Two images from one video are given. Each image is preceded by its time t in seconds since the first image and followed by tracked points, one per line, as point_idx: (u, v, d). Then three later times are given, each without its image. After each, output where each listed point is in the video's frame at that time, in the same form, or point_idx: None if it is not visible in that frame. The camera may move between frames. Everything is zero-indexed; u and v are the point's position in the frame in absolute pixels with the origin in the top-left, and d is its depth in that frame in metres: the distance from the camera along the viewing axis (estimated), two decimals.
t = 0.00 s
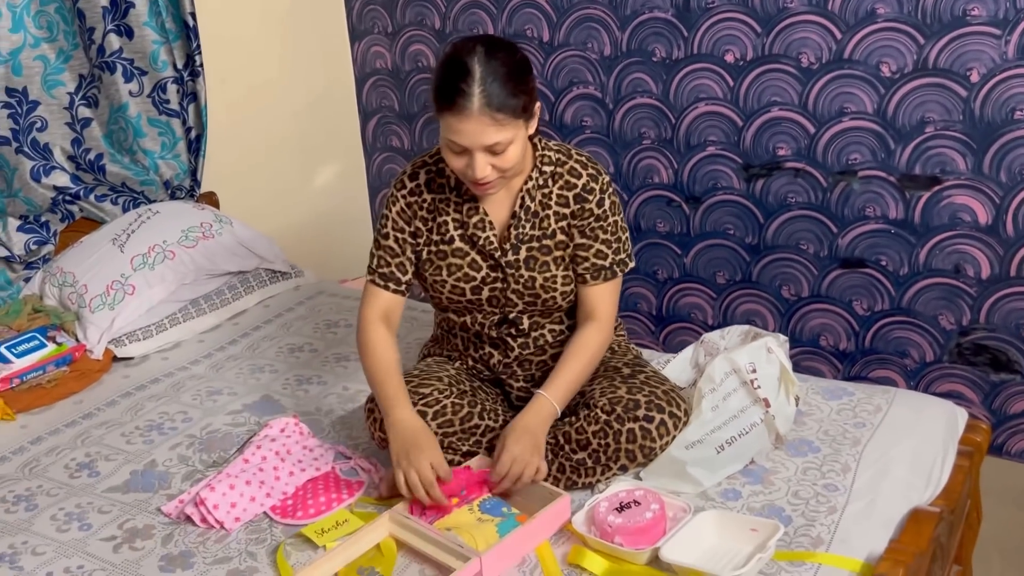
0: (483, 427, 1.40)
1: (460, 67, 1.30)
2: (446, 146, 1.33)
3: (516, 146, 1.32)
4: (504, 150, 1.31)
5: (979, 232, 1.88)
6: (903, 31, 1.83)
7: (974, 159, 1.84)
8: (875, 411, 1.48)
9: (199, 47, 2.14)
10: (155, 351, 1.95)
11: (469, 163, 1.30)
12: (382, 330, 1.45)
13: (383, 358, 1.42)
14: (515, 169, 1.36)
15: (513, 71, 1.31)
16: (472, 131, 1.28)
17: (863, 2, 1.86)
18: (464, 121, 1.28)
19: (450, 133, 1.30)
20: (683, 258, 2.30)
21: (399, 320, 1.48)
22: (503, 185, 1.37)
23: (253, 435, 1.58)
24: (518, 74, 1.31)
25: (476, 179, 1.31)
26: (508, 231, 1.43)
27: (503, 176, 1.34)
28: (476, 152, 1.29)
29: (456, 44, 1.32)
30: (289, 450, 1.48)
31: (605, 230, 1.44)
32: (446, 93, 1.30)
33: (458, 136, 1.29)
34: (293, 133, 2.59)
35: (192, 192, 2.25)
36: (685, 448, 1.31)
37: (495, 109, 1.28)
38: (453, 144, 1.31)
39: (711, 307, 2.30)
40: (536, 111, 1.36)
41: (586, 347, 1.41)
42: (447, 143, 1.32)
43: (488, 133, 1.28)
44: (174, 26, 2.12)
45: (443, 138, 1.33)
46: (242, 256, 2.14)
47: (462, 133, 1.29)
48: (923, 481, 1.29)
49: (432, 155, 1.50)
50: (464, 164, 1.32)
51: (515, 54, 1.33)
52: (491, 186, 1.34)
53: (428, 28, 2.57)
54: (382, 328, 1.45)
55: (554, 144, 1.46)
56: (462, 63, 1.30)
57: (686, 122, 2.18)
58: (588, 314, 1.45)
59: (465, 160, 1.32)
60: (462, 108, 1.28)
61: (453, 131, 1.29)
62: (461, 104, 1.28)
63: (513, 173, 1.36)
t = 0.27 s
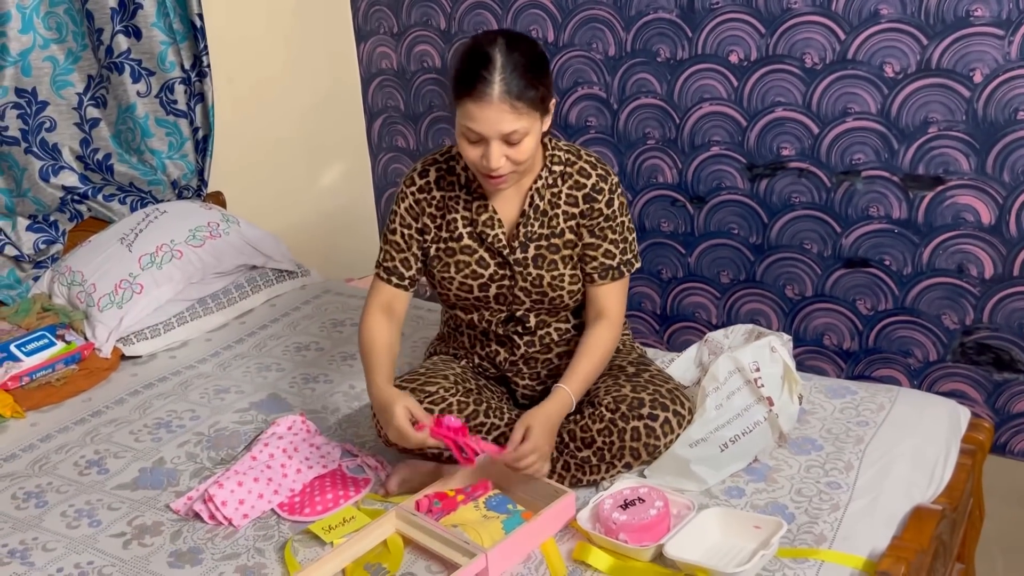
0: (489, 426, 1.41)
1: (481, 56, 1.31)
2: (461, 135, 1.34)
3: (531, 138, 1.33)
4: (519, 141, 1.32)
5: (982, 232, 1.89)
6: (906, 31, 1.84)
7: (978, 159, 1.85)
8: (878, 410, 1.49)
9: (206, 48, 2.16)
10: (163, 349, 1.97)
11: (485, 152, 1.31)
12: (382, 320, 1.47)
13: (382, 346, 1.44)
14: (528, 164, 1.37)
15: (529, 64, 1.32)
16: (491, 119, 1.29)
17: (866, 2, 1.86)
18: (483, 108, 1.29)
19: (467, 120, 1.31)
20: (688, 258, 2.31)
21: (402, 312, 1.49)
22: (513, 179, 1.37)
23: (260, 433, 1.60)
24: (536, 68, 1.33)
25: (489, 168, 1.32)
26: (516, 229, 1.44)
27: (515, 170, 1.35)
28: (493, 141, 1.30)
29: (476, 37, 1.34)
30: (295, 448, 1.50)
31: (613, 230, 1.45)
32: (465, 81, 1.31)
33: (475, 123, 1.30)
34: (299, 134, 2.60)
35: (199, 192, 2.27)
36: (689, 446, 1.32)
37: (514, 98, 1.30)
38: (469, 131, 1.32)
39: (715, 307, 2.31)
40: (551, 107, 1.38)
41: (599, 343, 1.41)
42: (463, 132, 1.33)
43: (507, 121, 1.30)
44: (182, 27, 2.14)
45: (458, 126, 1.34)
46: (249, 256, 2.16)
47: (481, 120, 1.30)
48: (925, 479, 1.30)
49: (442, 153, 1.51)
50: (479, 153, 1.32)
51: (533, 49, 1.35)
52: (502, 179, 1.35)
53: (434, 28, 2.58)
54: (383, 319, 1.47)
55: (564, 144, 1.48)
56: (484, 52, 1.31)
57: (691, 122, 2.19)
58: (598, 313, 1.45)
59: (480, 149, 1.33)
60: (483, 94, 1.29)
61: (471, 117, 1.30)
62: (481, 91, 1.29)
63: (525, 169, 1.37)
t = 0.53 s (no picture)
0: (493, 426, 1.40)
1: (499, 37, 1.35)
2: (474, 113, 1.37)
3: (541, 123, 1.36)
4: (530, 124, 1.35)
5: (984, 233, 1.89)
6: (908, 33, 1.85)
7: (980, 160, 1.85)
8: (880, 409, 1.49)
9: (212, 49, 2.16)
10: (168, 349, 1.98)
11: (496, 131, 1.34)
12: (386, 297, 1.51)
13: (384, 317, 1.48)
14: (538, 150, 1.39)
15: (543, 49, 1.36)
16: (505, 96, 1.33)
17: (869, 4, 1.87)
18: (498, 84, 1.33)
19: (482, 97, 1.34)
20: (690, 258, 2.32)
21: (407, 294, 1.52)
22: (523, 164, 1.39)
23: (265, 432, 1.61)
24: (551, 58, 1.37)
25: (498, 147, 1.34)
26: (522, 222, 1.46)
27: (525, 154, 1.37)
28: (505, 120, 1.33)
29: (497, 22, 1.38)
30: (299, 446, 1.51)
31: (617, 227, 1.47)
32: (481, 60, 1.35)
33: (490, 99, 1.33)
34: (302, 135, 2.61)
35: (204, 193, 2.26)
36: (692, 445, 1.33)
37: (529, 77, 1.33)
38: (483, 109, 1.35)
39: (717, 307, 2.32)
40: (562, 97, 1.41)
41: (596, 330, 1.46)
42: (476, 110, 1.36)
43: (520, 100, 1.33)
44: (187, 29, 2.14)
45: (472, 104, 1.37)
46: (253, 256, 2.16)
47: (495, 97, 1.33)
48: (927, 478, 1.31)
49: (452, 146, 1.53)
50: (490, 131, 1.36)
51: (549, 38, 1.38)
52: (510, 162, 1.38)
53: (437, 30, 2.59)
54: (386, 296, 1.51)
55: (573, 141, 1.50)
56: (503, 35, 1.35)
57: (694, 122, 2.19)
58: (599, 306, 1.48)
59: (492, 128, 1.36)
60: (499, 70, 1.33)
61: (486, 92, 1.34)
62: (499, 67, 1.33)
63: (535, 156, 1.39)
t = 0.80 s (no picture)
0: (493, 423, 1.41)
1: (508, 21, 1.41)
2: (479, 90, 1.43)
3: (543, 104, 1.41)
4: (531, 104, 1.40)
5: (984, 234, 1.90)
6: (908, 34, 1.85)
7: (980, 162, 1.86)
8: (880, 410, 1.50)
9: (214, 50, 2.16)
10: (169, 350, 1.98)
11: (498, 107, 1.39)
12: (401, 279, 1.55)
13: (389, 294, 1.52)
14: (539, 135, 1.43)
15: (550, 31, 1.41)
16: (508, 72, 1.38)
17: (869, 6, 1.88)
18: (502, 59, 1.38)
19: (487, 72, 1.40)
20: (691, 260, 2.32)
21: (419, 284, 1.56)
22: (523, 147, 1.43)
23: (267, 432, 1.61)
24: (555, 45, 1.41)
25: (497, 122, 1.39)
26: (522, 211, 1.49)
27: (525, 135, 1.41)
28: (507, 96, 1.39)
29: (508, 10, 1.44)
30: (301, 445, 1.51)
31: (614, 220, 1.49)
32: (490, 41, 1.41)
33: (494, 72, 1.39)
34: (304, 136, 2.61)
35: (206, 194, 2.27)
36: (692, 444, 1.34)
37: (533, 57, 1.39)
38: (487, 84, 1.40)
39: (718, 308, 2.32)
40: (565, 85, 1.46)
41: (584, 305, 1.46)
42: (482, 86, 1.41)
43: (523, 76, 1.38)
44: (190, 30, 2.15)
45: (478, 81, 1.42)
46: (255, 257, 2.17)
47: (499, 70, 1.38)
48: (927, 478, 1.31)
49: (460, 137, 1.57)
50: (492, 106, 1.41)
51: (554, 30, 1.42)
52: (510, 142, 1.42)
53: (439, 32, 2.60)
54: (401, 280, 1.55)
55: (577, 137, 1.54)
56: (512, 18, 1.41)
57: (694, 124, 2.20)
58: (591, 292, 1.49)
59: (494, 104, 1.41)
60: (505, 45, 1.39)
61: (491, 67, 1.39)
62: (505, 42, 1.39)
63: (535, 140, 1.43)
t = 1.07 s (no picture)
0: (492, 424, 1.41)
1: (512, 11, 1.42)
2: (480, 78, 1.44)
3: (543, 93, 1.41)
4: (530, 93, 1.40)
5: (983, 237, 1.90)
6: (907, 38, 1.86)
7: (978, 165, 1.86)
8: (879, 412, 1.50)
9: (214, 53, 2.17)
10: (169, 352, 1.99)
11: (498, 93, 1.40)
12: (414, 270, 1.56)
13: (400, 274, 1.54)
14: (538, 126, 1.44)
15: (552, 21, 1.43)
16: (509, 59, 1.39)
17: (868, 10, 1.88)
18: (505, 45, 1.39)
19: (489, 59, 1.41)
20: (690, 263, 2.33)
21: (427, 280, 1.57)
22: (520, 136, 1.43)
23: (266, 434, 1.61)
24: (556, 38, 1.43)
25: (495, 108, 1.40)
26: (519, 205, 1.50)
27: (522, 123, 1.42)
28: (507, 82, 1.39)
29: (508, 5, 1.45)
30: (301, 447, 1.51)
31: (606, 216, 1.49)
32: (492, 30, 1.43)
33: (494, 59, 1.40)
34: (304, 138, 2.62)
35: (206, 196, 2.28)
36: (691, 446, 1.33)
37: (534, 45, 1.40)
38: (487, 71, 1.41)
39: (717, 311, 2.33)
40: (566, 79, 1.47)
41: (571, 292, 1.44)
42: (484, 74, 1.42)
43: (523, 64, 1.39)
44: (190, 33, 2.15)
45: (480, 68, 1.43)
46: (255, 259, 2.17)
47: (499, 57, 1.39)
48: (925, 480, 1.31)
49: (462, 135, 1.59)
50: (492, 93, 1.42)
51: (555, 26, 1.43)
52: (507, 130, 1.42)
53: (439, 35, 2.60)
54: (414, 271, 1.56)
55: (577, 136, 1.55)
56: (515, 9, 1.43)
57: (694, 128, 2.20)
58: (582, 284, 1.47)
59: (494, 91, 1.42)
60: (508, 32, 1.40)
61: (493, 53, 1.40)
62: (508, 30, 1.40)
63: (534, 130, 1.43)
